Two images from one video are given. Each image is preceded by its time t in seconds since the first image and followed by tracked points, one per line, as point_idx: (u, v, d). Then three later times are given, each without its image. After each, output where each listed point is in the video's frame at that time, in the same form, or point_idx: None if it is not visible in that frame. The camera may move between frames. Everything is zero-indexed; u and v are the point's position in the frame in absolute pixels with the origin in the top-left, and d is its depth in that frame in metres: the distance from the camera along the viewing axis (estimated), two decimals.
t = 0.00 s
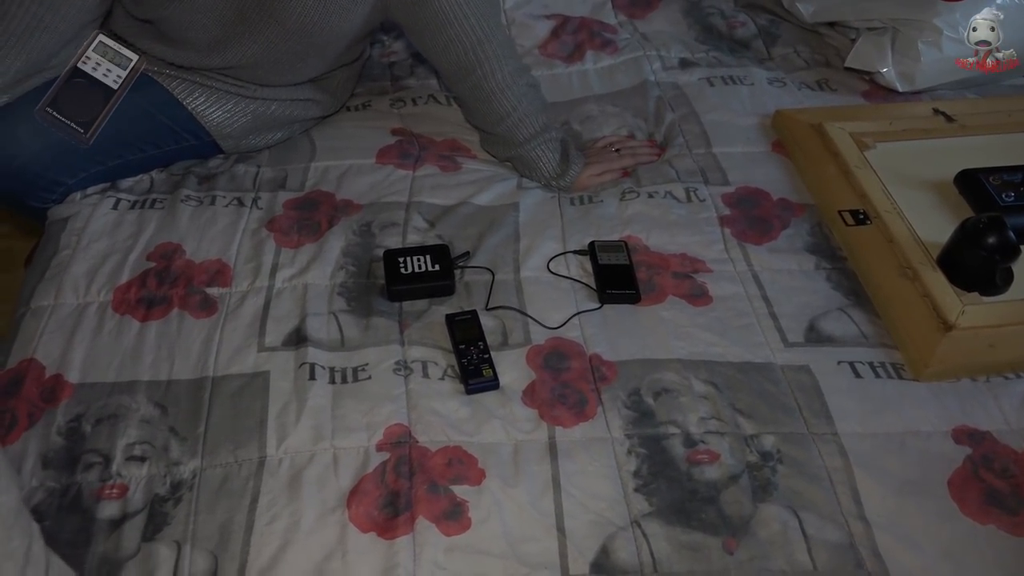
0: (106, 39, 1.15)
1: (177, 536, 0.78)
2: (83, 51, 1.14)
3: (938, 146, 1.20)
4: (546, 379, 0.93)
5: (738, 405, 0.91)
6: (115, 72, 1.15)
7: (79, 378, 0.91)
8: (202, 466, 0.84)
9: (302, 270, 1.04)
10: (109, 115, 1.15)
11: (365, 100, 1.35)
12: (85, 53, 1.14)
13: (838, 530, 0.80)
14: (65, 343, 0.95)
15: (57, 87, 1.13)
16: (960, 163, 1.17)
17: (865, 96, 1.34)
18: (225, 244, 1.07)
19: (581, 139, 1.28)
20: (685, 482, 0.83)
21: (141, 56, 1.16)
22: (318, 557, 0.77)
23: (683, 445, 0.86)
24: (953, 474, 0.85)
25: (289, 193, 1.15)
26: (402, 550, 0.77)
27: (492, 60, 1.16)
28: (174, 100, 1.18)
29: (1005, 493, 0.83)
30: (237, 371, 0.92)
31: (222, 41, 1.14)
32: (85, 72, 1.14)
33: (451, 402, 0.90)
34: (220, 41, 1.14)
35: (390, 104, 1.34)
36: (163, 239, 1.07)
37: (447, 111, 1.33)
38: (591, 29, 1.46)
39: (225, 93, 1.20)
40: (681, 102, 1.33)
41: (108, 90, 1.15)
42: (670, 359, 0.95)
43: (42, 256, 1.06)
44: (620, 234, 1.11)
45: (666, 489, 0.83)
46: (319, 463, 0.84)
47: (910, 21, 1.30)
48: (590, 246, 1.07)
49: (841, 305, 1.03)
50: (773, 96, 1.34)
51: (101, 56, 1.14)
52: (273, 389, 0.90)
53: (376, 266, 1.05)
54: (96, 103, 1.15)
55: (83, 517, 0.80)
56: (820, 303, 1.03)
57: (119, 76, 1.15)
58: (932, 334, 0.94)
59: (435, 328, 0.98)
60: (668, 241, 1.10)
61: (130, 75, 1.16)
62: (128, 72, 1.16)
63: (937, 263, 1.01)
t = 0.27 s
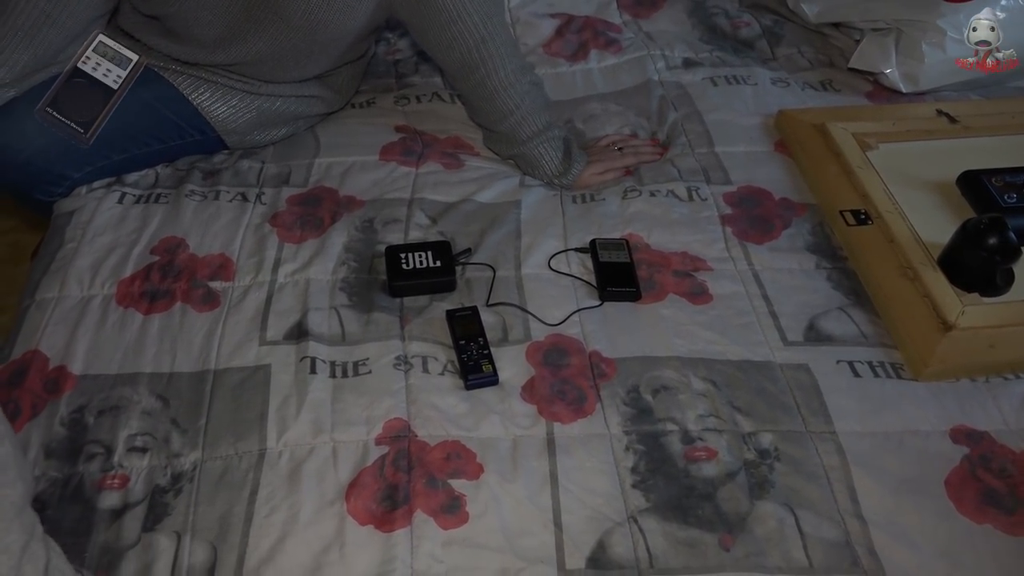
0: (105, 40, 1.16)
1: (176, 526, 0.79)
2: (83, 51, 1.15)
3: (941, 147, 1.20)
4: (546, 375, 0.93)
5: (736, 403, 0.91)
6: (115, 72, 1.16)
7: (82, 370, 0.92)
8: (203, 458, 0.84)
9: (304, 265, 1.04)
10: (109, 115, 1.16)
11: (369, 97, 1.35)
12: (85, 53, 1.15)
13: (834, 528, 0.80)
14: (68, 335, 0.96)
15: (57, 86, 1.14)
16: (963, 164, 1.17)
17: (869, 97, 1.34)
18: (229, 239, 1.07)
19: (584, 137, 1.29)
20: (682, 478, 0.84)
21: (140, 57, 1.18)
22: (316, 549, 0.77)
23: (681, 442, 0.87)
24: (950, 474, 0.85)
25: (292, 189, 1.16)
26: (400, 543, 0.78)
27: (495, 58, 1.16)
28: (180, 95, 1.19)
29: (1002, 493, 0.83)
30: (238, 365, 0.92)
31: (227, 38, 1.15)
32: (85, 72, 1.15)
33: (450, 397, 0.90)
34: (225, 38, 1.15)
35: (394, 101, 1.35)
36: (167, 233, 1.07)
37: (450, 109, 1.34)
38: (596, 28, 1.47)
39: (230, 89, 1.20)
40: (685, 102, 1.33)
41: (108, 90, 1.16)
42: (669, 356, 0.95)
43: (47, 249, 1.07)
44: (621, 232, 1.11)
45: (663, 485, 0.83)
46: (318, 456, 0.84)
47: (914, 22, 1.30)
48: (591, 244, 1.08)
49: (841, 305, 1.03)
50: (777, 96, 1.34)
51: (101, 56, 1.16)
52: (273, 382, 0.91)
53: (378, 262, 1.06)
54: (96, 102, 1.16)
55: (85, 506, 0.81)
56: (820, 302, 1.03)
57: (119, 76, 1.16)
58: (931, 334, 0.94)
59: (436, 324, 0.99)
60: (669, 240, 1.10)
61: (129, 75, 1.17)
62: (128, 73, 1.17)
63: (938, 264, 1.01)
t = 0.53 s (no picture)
0: (105, 39, 1.17)
1: (182, 518, 0.80)
2: (83, 51, 1.16)
3: (944, 145, 1.20)
4: (549, 370, 0.94)
5: (738, 398, 0.91)
6: (115, 72, 1.17)
7: (87, 363, 0.92)
8: (207, 450, 0.85)
9: (309, 260, 1.05)
10: (109, 114, 1.17)
11: (374, 94, 1.36)
12: (85, 53, 1.16)
13: (835, 522, 0.80)
14: (75, 328, 0.96)
15: (58, 85, 1.15)
16: (966, 162, 1.17)
17: (872, 95, 1.35)
18: (234, 234, 1.08)
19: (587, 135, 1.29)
20: (684, 472, 0.84)
21: (140, 56, 1.19)
22: (320, 540, 0.78)
23: (683, 436, 0.87)
24: (951, 469, 0.85)
25: (297, 185, 1.17)
26: (404, 535, 0.78)
27: (499, 56, 1.17)
28: (186, 92, 1.20)
29: (1003, 488, 0.83)
30: (243, 358, 0.93)
31: (233, 35, 1.16)
32: (85, 72, 1.16)
33: (454, 391, 0.91)
34: (231, 35, 1.16)
35: (398, 98, 1.35)
36: (172, 228, 1.08)
37: (455, 106, 1.34)
38: (600, 26, 1.47)
39: (236, 86, 1.21)
40: (688, 100, 1.34)
41: (108, 90, 1.17)
42: (671, 352, 0.96)
43: (53, 243, 1.08)
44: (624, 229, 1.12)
45: (665, 479, 0.84)
46: (322, 448, 0.85)
47: (917, 21, 1.30)
48: (594, 240, 1.08)
49: (843, 301, 1.03)
50: (780, 94, 1.35)
51: (101, 55, 1.17)
52: (278, 375, 0.91)
53: (382, 257, 1.06)
54: (96, 102, 1.17)
55: (90, 498, 0.81)
56: (822, 298, 1.03)
57: (119, 76, 1.17)
58: (934, 332, 0.94)
59: (440, 319, 0.99)
60: (672, 236, 1.11)
61: (129, 75, 1.18)
62: (128, 72, 1.18)
63: (940, 262, 1.01)
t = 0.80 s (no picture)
0: (106, 39, 1.17)
1: (192, 515, 0.80)
2: (83, 50, 1.16)
3: (946, 140, 1.20)
4: (555, 366, 0.94)
5: (744, 392, 0.92)
6: (115, 72, 1.17)
7: (94, 362, 0.93)
8: (216, 447, 0.85)
9: (315, 258, 1.05)
10: (109, 115, 1.17)
11: (377, 93, 1.36)
12: (86, 53, 1.16)
13: (842, 515, 0.81)
14: (82, 327, 0.97)
15: (58, 85, 1.15)
16: (968, 156, 1.17)
17: (874, 91, 1.35)
18: (239, 232, 1.08)
19: (591, 131, 1.30)
20: (691, 466, 0.85)
21: (140, 57, 1.19)
22: (330, 536, 0.78)
23: (689, 431, 0.88)
24: (956, 461, 0.85)
25: (302, 183, 1.17)
26: (413, 530, 0.79)
27: (502, 53, 1.17)
28: (189, 91, 1.20)
29: (1008, 479, 0.84)
30: (251, 356, 0.93)
31: (237, 34, 1.16)
32: (84, 72, 1.16)
33: (460, 387, 0.91)
34: (235, 34, 1.17)
35: (401, 96, 1.36)
36: (178, 227, 1.08)
37: (458, 104, 1.35)
38: (602, 23, 1.48)
39: (240, 85, 1.22)
40: (691, 96, 1.34)
41: (108, 90, 1.17)
42: (677, 347, 0.96)
43: (59, 243, 1.08)
44: (628, 225, 1.12)
45: (672, 473, 0.84)
46: (331, 444, 0.85)
47: (919, 15, 1.30)
48: (599, 237, 1.09)
49: (847, 295, 1.04)
50: (782, 90, 1.35)
51: (101, 56, 1.17)
52: (286, 372, 0.92)
53: (387, 254, 1.07)
54: (96, 101, 1.17)
55: (100, 495, 0.82)
56: (827, 293, 1.04)
57: (119, 76, 1.17)
58: (937, 325, 0.94)
59: (446, 316, 1.00)
60: (676, 232, 1.11)
61: (129, 75, 1.18)
62: (128, 72, 1.18)
63: (943, 255, 1.01)
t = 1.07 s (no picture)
0: (106, 39, 1.17)
1: (196, 516, 0.80)
2: (82, 50, 1.16)
3: (939, 137, 1.22)
4: (555, 364, 0.95)
5: (743, 389, 0.92)
6: (115, 72, 1.17)
7: (96, 366, 0.93)
8: (219, 449, 0.86)
9: (314, 260, 1.06)
10: (109, 116, 1.17)
11: (374, 95, 1.37)
12: (85, 52, 1.16)
13: (842, 509, 0.82)
14: (83, 331, 0.97)
15: (58, 85, 1.15)
16: (961, 152, 1.18)
17: (867, 89, 1.36)
18: (239, 235, 1.08)
19: (587, 132, 1.30)
20: (692, 463, 0.85)
21: (141, 56, 1.19)
22: (334, 535, 0.79)
23: (689, 427, 0.88)
24: (954, 454, 0.86)
25: (300, 186, 1.17)
26: (416, 529, 0.79)
27: (498, 54, 1.18)
28: (187, 95, 1.21)
29: (1005, 472, 0.85)
30: (252, 358, 0.94)
31: (234, 37, 1.17)
32: (84, 72, 1.16)
33: (461, 387, 0.92)
34: (232, 37, 1.17)
35: (398, 98, 1.36)
36: (177, 231, 1.09)
37: (454, 105, 1.35)
38: (597, 24, 1.48)
39: (237, 88, 1.22)
40: (686, 95, 1.35)
41: (108, 90, 1.18)
42: (676, 344, 0.97)
43: (58, 248, 1.08)
44: (626, 224, 1.13)
45: (673, 470, 0.85)
46: (333, 445, 0.86)
47: (912, 14, 1.32)
48: (597, 236, 1.09)
49: (844, 292, 1.04)
50: (776, 89, 1.36)
51: (101, 56, 1.16)
52: (287, 374, 0.92)
53: (387, 256, 1.07)
54: (96, 102, 1.17)
55: (104, 498, 0.82)
56: (823, 289, 1.05)
57: (119, 76, 1.18)
58: (933, 319, 0.95)
59: (446, 316, 1.00)
60: (673, 231, 1.12)
61: (129, 76, 1.18)
62: (128, 72, 1.18)
63: (938, 251, 1.02)
